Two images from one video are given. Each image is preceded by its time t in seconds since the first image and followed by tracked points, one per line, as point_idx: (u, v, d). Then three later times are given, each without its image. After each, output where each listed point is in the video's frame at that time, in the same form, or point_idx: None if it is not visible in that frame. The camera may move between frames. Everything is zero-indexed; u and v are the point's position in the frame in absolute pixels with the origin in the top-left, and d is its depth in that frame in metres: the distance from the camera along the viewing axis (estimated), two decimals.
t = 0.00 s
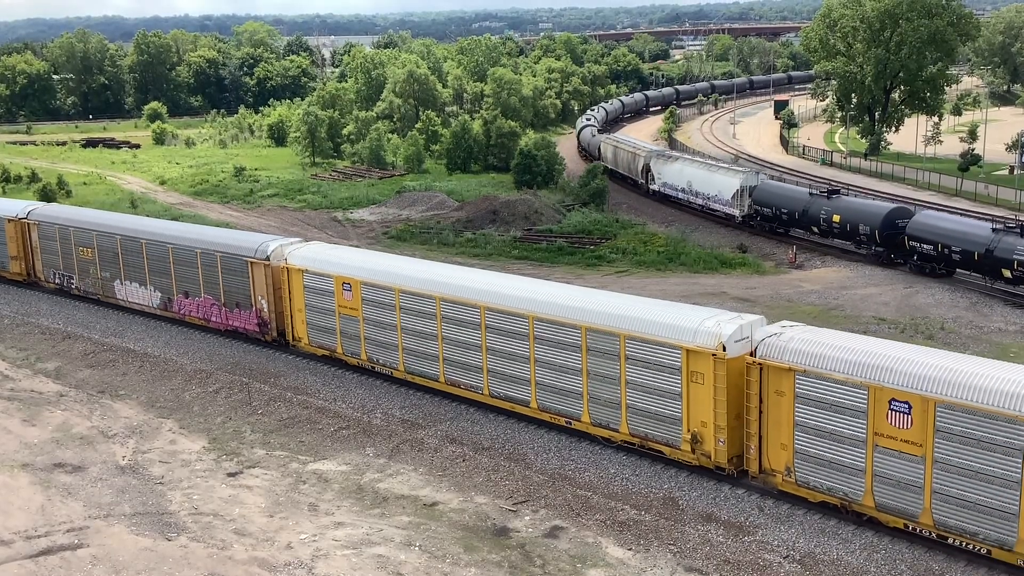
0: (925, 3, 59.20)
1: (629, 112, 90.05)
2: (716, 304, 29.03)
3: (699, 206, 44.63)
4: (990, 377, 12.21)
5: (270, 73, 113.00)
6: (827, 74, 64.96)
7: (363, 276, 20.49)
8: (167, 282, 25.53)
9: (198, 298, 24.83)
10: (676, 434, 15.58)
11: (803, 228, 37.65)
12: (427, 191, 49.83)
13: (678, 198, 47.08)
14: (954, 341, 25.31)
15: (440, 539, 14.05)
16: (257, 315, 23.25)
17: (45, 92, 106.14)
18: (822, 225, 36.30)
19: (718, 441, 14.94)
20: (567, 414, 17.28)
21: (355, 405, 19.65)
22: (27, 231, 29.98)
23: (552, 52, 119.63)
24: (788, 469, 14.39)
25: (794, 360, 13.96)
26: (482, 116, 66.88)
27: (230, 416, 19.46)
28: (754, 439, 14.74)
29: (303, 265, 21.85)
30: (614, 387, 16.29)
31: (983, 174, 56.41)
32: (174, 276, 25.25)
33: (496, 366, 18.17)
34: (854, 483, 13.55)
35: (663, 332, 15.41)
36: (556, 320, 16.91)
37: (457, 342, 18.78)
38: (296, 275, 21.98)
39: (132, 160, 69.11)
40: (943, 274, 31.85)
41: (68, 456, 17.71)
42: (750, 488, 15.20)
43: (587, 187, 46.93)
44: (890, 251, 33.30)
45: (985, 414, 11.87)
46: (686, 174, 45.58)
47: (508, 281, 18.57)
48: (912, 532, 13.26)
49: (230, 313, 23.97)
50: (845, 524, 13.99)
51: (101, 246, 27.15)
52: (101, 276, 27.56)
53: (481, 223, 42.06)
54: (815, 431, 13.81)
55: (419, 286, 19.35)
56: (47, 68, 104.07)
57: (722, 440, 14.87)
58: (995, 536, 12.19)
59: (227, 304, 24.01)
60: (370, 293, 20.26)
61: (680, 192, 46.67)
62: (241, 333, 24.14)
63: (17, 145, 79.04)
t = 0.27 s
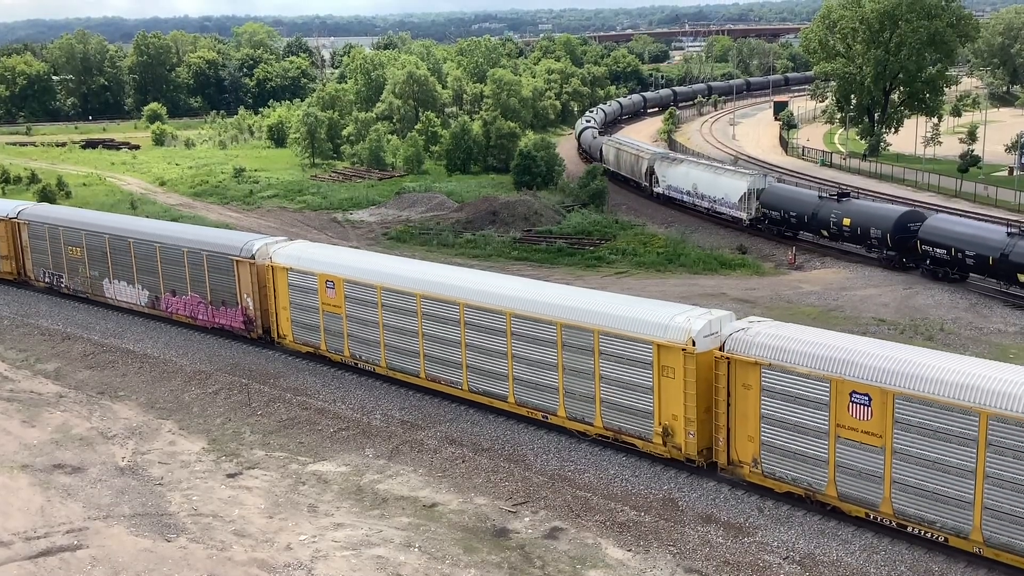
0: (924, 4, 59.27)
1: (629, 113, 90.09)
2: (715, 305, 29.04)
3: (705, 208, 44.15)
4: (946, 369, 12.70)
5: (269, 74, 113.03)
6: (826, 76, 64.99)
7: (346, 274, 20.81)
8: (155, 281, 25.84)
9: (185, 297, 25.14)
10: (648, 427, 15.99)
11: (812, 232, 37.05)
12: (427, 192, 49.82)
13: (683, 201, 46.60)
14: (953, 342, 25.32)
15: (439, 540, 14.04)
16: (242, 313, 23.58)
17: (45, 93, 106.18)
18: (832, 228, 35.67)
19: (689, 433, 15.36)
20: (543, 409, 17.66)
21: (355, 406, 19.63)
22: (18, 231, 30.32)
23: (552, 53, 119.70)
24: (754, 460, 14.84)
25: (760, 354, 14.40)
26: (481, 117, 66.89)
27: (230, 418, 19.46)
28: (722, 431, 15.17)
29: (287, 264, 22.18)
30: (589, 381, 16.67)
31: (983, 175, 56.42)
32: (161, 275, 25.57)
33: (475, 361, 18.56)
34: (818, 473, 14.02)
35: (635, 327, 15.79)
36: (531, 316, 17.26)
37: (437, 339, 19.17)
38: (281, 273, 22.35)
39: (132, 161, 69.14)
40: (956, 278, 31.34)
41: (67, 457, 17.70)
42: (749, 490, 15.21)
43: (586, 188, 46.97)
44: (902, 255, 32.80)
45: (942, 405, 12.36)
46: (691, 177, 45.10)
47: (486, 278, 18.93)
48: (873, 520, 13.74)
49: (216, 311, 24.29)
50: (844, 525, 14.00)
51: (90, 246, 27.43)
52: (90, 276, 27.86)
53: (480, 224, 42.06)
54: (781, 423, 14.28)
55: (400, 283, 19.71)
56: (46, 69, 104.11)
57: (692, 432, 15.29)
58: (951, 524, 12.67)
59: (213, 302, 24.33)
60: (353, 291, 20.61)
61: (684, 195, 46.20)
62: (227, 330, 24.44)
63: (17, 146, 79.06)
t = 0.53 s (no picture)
0: (924, 5, 59.29)
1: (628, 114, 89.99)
2: (715, 306, 29.05)
3: (712, 211, 43.70)
4: (907, 362, 13.01)
5: (269, 75, 113.01)
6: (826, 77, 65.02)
7: (330, 272, 21.10)
8: (143, 280, 26.09)
9: (172, 295, 25.40)
10: (621, 421, 16.31)
11: (822, 235, 36.60)
12: (426, 193, 49.85)
13: (689, 204, 46.13)
14: (953, 343, 25.32)
15: (439, 541, 14.04)
16: (228, 311, 23.86)
17: (45, 94, 106.16)
18: (842, 232, 35.22)
19: (661, 426, 15.68)
20: (521, 403, 17.97)
21: (354, 407, 19.62)
22: (9, 230, 30.54)
23: (552, 55, 119.74)
24: (724, 452, 15.16)
25: (728, 348, 14.72)
26: (481, 118, 66.89)
27: (230, 419, 19.45)
28: (693, 424, 15.49)
29: (273, 262, 22.51)
30: (565, 376, 16.97)
31: (982, 176, 56.45)
32: (149, 274, 25.83)
33: (455, 357, 18.87)
34: (784, 464, 14.36)
35: (609, 323, 16.10)
36: (509, 312, 17.56)
37: (418, 335, 19.49)
38: (266, 271, 22.66)
39: (132, 162, 69.17)
40: (969, 283, 30.75)
41: (67, 458, 17.70)
42: (749, 491, 15.20)
43: (586, 189, 47.00)
44: (914, 259, 32.33)
45: (901, 397, 12.68)
46: (698, 179, 44.65)
47: (467, 276, 19.24)
48: (837, 510, 14.07)
49: (203, 308, 24.56)
50: (844, 526, 13.99)
51: (80, 245, 27.65)
52: (79, 275, 28.09)
53: (480, 225, 42.05)
54: (749, 415, 14.60)
55: (383, 281, 20.03)
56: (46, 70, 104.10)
57: (664, 425, 15.61)
58: (911, 513, 13.01)
59: (200, 300, 24.58)
60: (336, 288, 20.90)
61: (691, 198, 45.74)
62: (214, 328, 24.71)
63: (17, 147, 79.10)
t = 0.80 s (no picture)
0: (925, 6, 59.29)
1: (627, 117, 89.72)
2: (715, 307, 29.06)
3: (719, 214, 43.16)
4: (870, 356, 13.47)
5: (269, 76, 112.90)
6: (826, 78, 65.09)
7: (315, 270, 21.51)
8: (132, 278, 26.46)
9: (161, 293, 25.80)
10: (597, 415, 16.75)
11: (832, 238, 36.12)
12: (426, 194, 49.87)
13: (696, 207, 45.61)
14: (954, 344, 25.30)
15: (439, 542, 14.05)
16: (216, 309, 24.21)
17: (45, 95, 106.05)
18: (853, 235, 34.76)
19: (634, 420, 16.14)
20: (499, 398, 18.42)
21: (355, 408, 19.64)
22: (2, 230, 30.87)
23: (552, 56, 119.73)
24: (694, 444, 15.64)
25: (698, 343, 15.17)
26: (482, 119, 66.87)
27: (230, 420, 19.46)
28: (665, 417, 15.96)
29: (259, 261, 22.92)
30: (541, 371, 17.42)
31: (983, 177, 56.43)
32: (139, 272, 26.21)
33: (436, 353, 19.30)
34: (752, 456, 14.82)
35: (584, 319, 16.53)
36: (488, 309, 17.99)
37: (400, 332, 19.91)
38: (253, 269, 23.08)
39: (132, 163, 69.12)
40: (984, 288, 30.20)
41: (68, 459, 17.70)
42: (750, 492, 15.21)
43: (586, 190, 47.01)
44: (927, 263, 31.81)
45: (862, 389, 13.13)
46: (705, 182, 44.11)
47: (448, 273, 19.67)
48: (802, 500, 14.52)
49: (191, 307, 24.92)
50: (844, 527, 13.99)
51: (70, 244, 27.99)
52: (70, 273, 28.45)
53: (481, 226, 42.03)
54: (719, 408, 15.04)
55: (366, 279, 20.45)
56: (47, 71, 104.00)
57: (637, 418, 16.07)
58: (872, 502, 13.46)
59: (188, 298, 24.97)
60: (321, 286, 21.33)
61: (698, 201, 45.17)
62: (202, 326, 25.10)
63: (17, 148, 79.15)
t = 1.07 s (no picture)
0: (925, 7, 59.23)
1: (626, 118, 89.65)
2: (716, 308, 29.04)
3: (726, 217, 42.42)
4: (835, 350, 13.77)
5: (270, 77, 112.90)
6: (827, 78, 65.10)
7: (299, 268, 21.72)
8: (122, 277, 26.71)
9: (150, 291, 26.03)
10: (573, 409, 17.02)
11: (842, 243, 35.41)
12: (426, 194, 49.91)
13: (702, 209, 44.88)
14: (954, 345, 25.28)
15: (440, 543, 14.03)
16: (203, 307, 24.49)
17: (46, 96, 106.05)
18: (864, 239, 34.02)
19: (609, 414, 16.42)
20: (479, 393, 18.68)
21: (355, 409, 19.65)
22: None
23: (552, 57, 119.72)
24: (667, 438, 15.88)
25: (670, 338, 15.44)
26: (482, 120, 66.86)
27: (231, 421, 19.44)
28: (638, 411, 16.22)
29: (245, 259, 23.14)
30: (519, 366, 17.72)
31: (983, 178, 56.42)
32: (128, 271, 26.45)
33: (417, 350, 19.55)
34: (720, 448, 15.11)
35: (561, 315, 16.82)
36: (468, 306, 18.27)
37: (382, 329, 20.15)
38: (239, 268, 23.31)
39: (133, 164, 69.12)
40: (998, 293, 29.57)
41: (68, 460, 17.70)
42: (751, 492, 15.20)
43: (587, 191, 46.99)
44: (940, 267, 31.14)
45: (826, 382, 13.43)
46: (711, 184, 43.39)
47: (430, 271, 19.92)
48: (769, 491, 14.83)
49: (179, 305, 25.18)
50: (846, 528, 13.98)
51: (61, 244, 28.20)
52: (61, 272, 28.66)
53: (481, 227, 42.04)
54: (689, 402, 15.31)
55: (349, 276, 20.68)
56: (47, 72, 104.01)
57: (612, 412, 16.38)
58: (836, 492, 13.78)
59: (176, 296, 25.24)
60: (305, 284, 21.54)
61: (704, 204, 44.41)
62: (190, 323, 25.38)
63: (18, 149, 79.14)
